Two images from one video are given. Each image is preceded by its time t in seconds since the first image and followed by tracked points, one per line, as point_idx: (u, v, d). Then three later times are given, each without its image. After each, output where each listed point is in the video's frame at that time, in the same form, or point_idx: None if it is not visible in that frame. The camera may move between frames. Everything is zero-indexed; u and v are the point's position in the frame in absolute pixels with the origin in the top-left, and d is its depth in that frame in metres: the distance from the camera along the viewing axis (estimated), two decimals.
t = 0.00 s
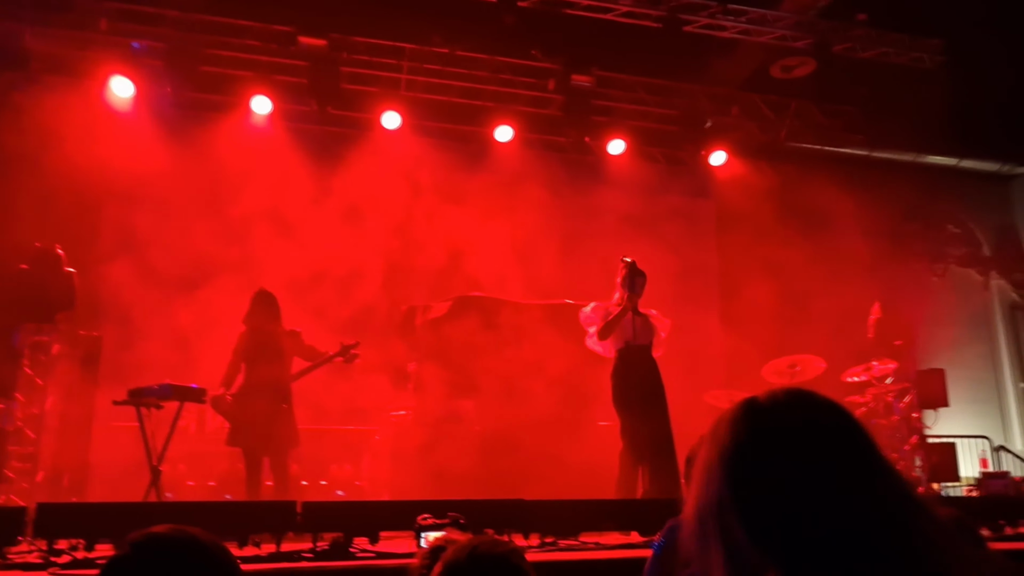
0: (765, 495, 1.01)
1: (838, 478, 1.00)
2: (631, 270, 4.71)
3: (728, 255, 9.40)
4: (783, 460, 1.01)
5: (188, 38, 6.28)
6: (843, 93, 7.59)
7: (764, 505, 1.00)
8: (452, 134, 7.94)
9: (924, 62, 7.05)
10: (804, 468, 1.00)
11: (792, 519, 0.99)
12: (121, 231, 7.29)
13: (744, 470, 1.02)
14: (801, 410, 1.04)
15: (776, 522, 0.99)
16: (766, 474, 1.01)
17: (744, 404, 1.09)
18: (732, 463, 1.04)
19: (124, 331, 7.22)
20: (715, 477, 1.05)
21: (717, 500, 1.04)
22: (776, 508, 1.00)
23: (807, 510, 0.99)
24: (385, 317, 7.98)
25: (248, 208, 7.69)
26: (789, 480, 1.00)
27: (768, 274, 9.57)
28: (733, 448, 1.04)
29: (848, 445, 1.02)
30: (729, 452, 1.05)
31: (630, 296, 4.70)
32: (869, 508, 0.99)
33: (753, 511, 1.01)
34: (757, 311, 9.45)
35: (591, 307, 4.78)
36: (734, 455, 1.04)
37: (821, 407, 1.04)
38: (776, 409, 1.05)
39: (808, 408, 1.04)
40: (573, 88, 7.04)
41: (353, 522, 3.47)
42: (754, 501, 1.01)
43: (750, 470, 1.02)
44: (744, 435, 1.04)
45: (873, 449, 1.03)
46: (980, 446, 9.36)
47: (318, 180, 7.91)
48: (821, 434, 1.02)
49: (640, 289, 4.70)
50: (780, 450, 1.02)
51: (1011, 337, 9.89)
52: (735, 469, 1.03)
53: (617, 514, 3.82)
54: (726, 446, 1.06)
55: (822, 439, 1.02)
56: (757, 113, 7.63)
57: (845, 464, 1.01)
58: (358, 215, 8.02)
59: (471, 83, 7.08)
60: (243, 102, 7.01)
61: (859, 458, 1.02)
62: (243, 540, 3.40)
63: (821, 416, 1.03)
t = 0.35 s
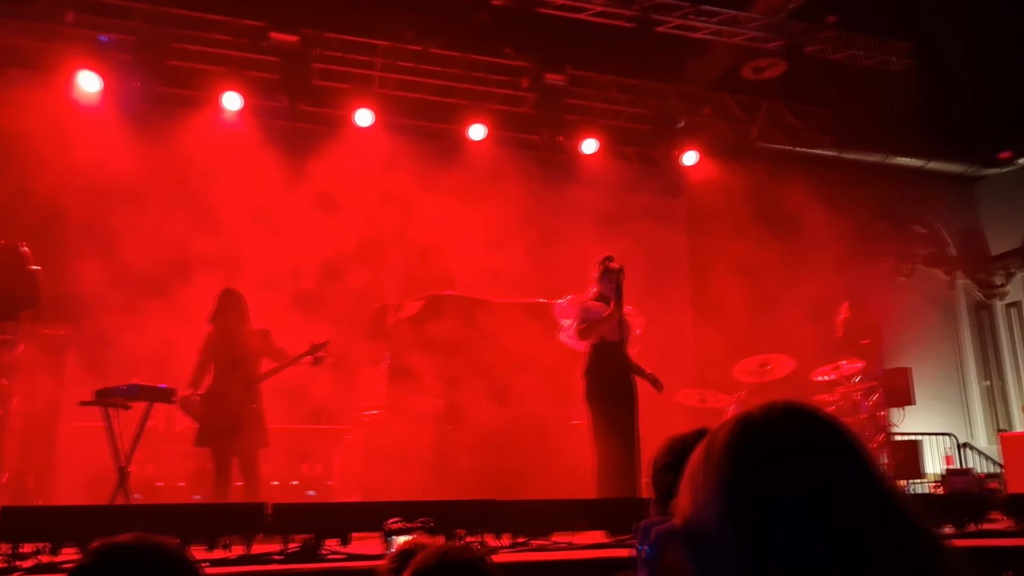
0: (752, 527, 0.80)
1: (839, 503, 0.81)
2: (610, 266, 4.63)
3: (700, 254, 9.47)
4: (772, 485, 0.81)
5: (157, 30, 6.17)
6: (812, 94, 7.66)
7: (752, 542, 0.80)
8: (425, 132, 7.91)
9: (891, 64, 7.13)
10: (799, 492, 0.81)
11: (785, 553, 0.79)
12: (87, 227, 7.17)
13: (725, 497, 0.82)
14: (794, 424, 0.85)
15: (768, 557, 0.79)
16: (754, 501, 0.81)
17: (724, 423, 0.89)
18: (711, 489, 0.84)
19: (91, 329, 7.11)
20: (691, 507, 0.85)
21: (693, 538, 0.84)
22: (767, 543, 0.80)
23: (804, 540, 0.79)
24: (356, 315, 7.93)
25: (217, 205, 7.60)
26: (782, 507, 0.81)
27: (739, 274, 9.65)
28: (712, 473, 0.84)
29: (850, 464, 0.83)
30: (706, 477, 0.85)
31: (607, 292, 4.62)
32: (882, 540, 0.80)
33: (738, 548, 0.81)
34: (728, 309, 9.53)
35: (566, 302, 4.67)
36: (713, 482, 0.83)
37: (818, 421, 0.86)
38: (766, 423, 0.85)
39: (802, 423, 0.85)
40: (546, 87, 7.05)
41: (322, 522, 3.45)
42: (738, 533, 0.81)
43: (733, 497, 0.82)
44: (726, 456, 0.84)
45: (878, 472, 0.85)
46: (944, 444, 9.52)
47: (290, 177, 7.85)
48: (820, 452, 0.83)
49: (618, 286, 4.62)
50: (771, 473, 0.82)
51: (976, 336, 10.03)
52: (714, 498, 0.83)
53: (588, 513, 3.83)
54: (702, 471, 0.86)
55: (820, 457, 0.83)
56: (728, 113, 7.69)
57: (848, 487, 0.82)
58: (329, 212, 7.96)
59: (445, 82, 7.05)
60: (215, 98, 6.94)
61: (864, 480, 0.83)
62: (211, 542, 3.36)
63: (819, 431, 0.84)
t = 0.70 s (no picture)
0: (747, 548, 0.74)
1: (841, 520, 0.74)
2: (596, 265, 4.69)
3: (685, 256, 9.51)
4: (768, 503, 0.74)
5: (143, 28, 6.17)
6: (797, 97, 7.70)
7: (746, 562, 0.74)
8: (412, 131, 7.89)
9: (876, 67, 7.16)
10: (796, 508, 0.74)
11: None
12: (69, 225, 7.10)
13: (719, 516, 0.75)
14: (791, 432, 0.77)
15: None
16: (750, 520, 0.74)
17: (713, 432, 0.81)
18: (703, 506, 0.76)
19: (73, 328, 7.05)
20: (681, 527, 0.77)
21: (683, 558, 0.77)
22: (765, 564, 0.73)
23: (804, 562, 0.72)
24: (342, 315, 7.91)
25: (201, 203, 7.55)
26: (779, 525, 0.73)
27: (724, 275, 9.69)
28: (704, 488, 0.76)
29: (853, 476, 0.76)
30: (698, 493, 0.77)
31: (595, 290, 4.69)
32: (890, 560, 0.72)
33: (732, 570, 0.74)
34: (714, 310, 9.56)
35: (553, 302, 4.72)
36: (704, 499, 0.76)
37: (819, 429, 0.77)
38: (761, 434, 0.77)
39: (802, 431, 0.77)
40: (533, 88, 7.03)
41: (305, 524, 3.43)
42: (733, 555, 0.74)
43: (727, 516, 0.74)
44: (718, 470, 0.76)
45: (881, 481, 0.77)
46: (927, 445, 9.60)
47: (275, 176, 7.81)
48: (821, 464, 0.75)
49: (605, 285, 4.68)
50: (768, 489, 0.74)
51: (959, 338, 10.08)
52: (706, 517, 0.76)
53: (572, 514, 3.84)
54: (693, 486, 0.78)
55: (820, 469, 0.75)
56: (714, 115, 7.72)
57: (850, 501, 0.74)
58: (314, 211, 7.93)
59: (433, 82, 7.04)
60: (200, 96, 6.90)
61: (868, 492, 0.75)
62: (193, 544, 3.34)
63: (818, 439, 0.76)
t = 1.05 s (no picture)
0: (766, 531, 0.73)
1: (860, 513, 0.74)
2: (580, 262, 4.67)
3: (669, 257, 9.54)
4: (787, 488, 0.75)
5: (125, 25, 6.13)
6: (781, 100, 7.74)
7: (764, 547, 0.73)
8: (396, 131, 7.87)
9: (859, 71, 7.20)
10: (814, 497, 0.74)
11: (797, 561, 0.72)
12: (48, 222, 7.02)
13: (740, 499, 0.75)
14: (818, 427, 0.78)
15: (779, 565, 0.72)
16: (771, 504, 0.74)
17: (730, 424, 0.82)
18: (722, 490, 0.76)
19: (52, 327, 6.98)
20: (696, 507, 0.77)
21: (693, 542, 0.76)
22: (784, 550, 0.73)
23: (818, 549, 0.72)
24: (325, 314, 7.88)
25: (183, 201, 7.49)
26: (796, 513, 0.74)
27: (707, 277, 9.74)
28: (724, 473, 0.77)
29: (874, 472, 0.76)
30: (715, 478, 0.77)
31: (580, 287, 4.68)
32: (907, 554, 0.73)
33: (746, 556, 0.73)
34: (697, 312, 9.61)
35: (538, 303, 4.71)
36: (726, 483, 0.76)
37: (843, 426, 0.79)
38: (787, 424, 0.78)
39: (827, 427, 0.78)
40: (518, 88, 7.02)
41: (284, 524, 3.41)
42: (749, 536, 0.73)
43: (751, 500, 0.74)
44: (741, 455, 0.77)
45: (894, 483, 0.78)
46: (906, 446, 9.69)
47: (258, 174, 7.76)
48: (841, 456, 0.76)
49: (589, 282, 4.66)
50: (789, 480, 0.75)
51: (938, 341, 10.13)
52: (726, 500, 0.75)
53: (554, 514, 3.84)
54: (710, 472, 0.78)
55: (837, 461, 0.76)
56: (699, 117, 7.74)
57: (864, 495, 0.75)
58: (297, 210, 7.89)
59: (418, 80, 7.00)
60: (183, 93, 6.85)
61: (887, 494, 0.76)
62: (171, 544, 3.32)
63: (840, 436, 0.77)
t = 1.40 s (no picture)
0: (755, 550, 0.79)
1: (852, 524, 0.79)
2: (565, 264, 4.69)
3: (656, 260, 9.56)
4: (775, 510, 0.80)
5: (113, 18, 6.09)
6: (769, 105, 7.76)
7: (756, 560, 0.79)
8: (385, 129, 7.85)
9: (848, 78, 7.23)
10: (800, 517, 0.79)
11: None
12: (32, 215, 6.95)
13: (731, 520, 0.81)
14: (806, 449, 0.83)
15: None
16: (761, 520, 0.80)
17: (731, 445, 0.88)
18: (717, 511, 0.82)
19: (34, 321, 6.92)
20: (694, 525, 0.84)
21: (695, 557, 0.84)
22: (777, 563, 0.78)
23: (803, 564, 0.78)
24: (311, 312, 7.86)
25: (169, 196, 7.44)
26: (791, 528, 0.79)
27: (693, 280, 9.77)
28: (719, 495, 0.83)
29: (859, 491, 0.81)
30: (714, 499, 0.84)
31: (567, 289, 4.69)
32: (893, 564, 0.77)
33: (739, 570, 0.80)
34: (683, 315, 9.63)
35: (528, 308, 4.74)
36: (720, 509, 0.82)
37: (830, 449, 0.84)
38: (777, 448, 0.84)
39: (814, 449, 0.84)
40: (510, 89, 7.05)
41: (267, 525, 3.39)
42: (741, 553, 0.80)
43: (743, 517, 0.80)
44: (734, 479, 0.82)
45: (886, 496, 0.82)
46: (888, 451, 9.76)
47: (245, 171, 7.72)
48: (828, 474, 0.81)
49: (576, 283, 4.67)
50: (782, 496, 0.80)
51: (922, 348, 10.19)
52: (720, 522, 0.82)
53: (537, 517, 3.84)
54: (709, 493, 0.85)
55: (825, 480, 0.81)
56: (688, 121, 7.77)
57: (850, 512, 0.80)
58: (285, 207, 7.86)
59: (406, 79, 7.03)
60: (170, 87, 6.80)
61: (872, 506, 0.81)
62: (152, 544, 3.30)
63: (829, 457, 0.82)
